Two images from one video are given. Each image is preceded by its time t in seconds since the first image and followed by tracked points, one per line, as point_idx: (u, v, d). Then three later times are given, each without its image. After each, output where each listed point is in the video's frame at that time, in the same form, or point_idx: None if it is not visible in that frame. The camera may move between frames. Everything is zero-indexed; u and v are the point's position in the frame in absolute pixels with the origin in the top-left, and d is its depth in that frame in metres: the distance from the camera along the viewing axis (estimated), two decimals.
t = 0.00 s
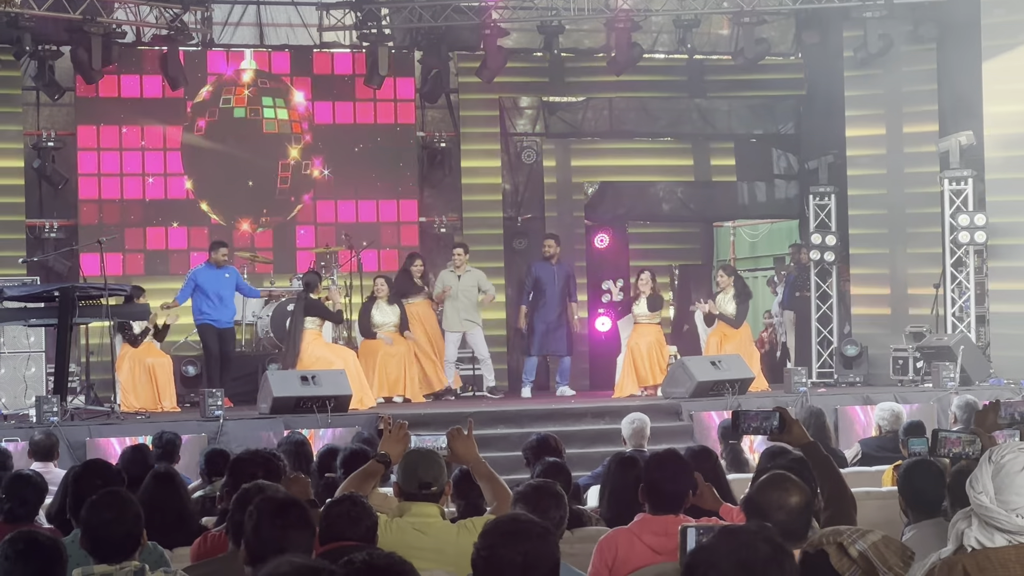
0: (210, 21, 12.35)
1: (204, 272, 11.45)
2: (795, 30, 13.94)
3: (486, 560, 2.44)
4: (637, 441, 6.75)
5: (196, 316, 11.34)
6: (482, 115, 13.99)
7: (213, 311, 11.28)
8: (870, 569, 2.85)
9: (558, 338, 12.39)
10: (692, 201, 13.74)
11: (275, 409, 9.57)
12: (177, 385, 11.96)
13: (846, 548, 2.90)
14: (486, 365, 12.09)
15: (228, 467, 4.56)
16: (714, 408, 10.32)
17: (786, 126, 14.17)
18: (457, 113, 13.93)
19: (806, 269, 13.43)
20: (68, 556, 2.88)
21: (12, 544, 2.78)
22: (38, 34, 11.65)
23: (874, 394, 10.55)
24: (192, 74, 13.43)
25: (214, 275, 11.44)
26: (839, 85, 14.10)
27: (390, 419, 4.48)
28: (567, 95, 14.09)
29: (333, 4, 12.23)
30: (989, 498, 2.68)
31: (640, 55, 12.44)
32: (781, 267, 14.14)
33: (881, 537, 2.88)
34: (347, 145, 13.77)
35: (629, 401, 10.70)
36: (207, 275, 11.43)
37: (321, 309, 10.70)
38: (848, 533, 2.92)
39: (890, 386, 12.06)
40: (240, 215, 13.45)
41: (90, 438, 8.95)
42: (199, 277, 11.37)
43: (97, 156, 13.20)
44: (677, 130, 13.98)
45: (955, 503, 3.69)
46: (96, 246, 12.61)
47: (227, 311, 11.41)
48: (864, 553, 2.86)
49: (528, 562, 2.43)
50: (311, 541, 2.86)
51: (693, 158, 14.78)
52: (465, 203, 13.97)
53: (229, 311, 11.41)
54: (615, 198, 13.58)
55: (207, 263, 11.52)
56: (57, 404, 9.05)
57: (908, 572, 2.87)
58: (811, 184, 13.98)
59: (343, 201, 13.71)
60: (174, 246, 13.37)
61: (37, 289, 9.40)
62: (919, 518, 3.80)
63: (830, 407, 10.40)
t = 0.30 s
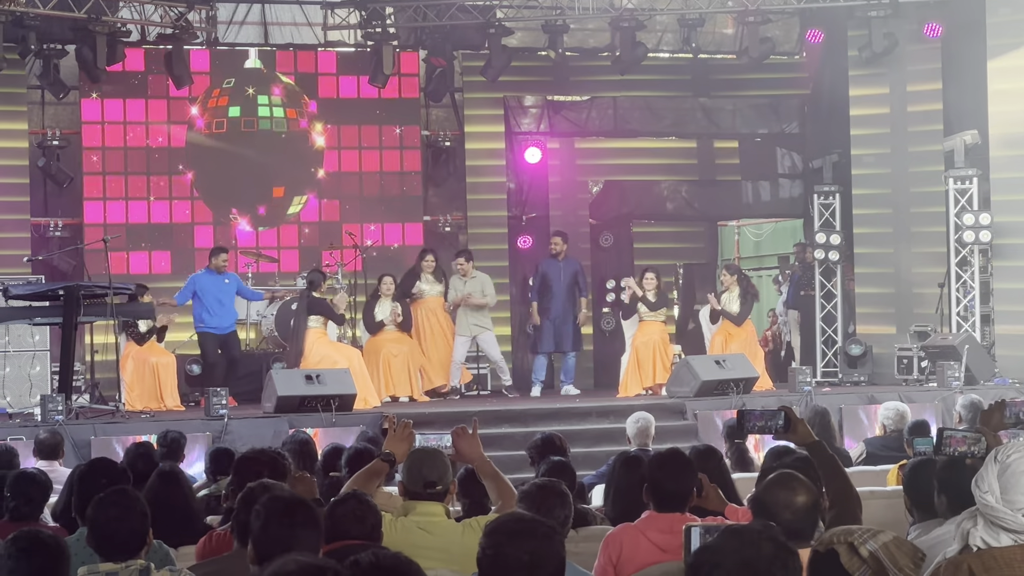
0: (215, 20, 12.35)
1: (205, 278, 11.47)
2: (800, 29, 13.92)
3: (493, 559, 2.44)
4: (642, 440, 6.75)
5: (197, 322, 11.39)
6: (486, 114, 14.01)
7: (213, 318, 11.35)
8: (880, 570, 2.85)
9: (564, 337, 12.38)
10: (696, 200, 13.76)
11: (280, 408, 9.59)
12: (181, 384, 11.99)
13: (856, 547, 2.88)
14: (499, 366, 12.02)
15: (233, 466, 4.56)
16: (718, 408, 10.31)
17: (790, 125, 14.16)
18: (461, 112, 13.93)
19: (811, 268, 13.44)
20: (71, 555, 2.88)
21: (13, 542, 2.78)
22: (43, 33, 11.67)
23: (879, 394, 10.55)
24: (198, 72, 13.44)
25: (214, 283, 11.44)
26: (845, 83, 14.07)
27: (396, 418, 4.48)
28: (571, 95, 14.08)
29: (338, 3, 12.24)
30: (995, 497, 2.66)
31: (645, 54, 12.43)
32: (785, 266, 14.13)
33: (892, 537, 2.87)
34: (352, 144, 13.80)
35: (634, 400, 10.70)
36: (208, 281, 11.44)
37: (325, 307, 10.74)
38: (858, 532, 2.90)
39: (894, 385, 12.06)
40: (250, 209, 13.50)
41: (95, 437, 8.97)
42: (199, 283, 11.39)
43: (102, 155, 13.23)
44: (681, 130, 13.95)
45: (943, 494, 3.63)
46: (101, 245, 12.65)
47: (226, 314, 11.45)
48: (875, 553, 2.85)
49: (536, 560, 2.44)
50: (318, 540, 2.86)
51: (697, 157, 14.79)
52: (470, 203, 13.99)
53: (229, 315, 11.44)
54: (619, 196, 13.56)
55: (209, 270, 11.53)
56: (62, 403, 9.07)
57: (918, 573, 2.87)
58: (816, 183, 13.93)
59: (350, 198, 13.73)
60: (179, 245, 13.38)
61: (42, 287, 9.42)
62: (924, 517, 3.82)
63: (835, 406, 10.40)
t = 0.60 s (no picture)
0: (220, 20, 12.37)
1: (208, 267, 11.48)
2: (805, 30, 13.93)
3: (498, 560, 2.45)
4: (647, 440, 6.75)
5: (197, 311, 11.40)
6: (492, 113, 14.04)
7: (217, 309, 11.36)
8: (888, 570, 2.88)
9: (568, 336, 12.37)
10: (701, 200, 13.76)
11: (285, 407, 9.59)
12: (186, 383, 12.02)
13: (866, 548, 2.91)
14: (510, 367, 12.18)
15: (238, 465, 4.57)
16: (724, 408, 10.31)
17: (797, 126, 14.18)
18: (467, 111, 13.95)
19: (817, 268, 13.43)
20: (73, 554, 2.89)
21: (15, 542, 2.78)
22: (49, 32, 11.70)
23: (884, 394, 10.54)
24: (203, 72, 13.45)
25: (216, 272, 11.47)
26: (850, 82, 14.07)
27: (401, 417, 4.48)
28: (576, 94, 14.08)
29: (343, 3, 12.25)
30: (1000, 497, 2.67)
31: (650, 54, 12.43)
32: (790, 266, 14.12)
33: (900, 539, 2.90)
34: (357, 143, 13.84)
35: (639, 400, 10.70)
36: (212, 270, 11.46)
37: (330, 306, 10.75)
38: (868, 533, 2.93)
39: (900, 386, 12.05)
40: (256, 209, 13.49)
41: (99, 436, 8.98)
42: (202, 273, 11.40)
43: (106, 154, 13.20)
44: (687, 129, 13.95)
45: (947, 491, 3.71)
46: (106, 244, 12.67)
47: (226, 306, 11.44)
48: (883, 554, 2.89)
49: (542, 560, 2.45)
50: (324, 540, 2.87)
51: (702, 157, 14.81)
52: (476, 202, 14.00)
53: (229, 308, 11.44)
54: (624, 196, 13.53)
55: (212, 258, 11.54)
56: (67, 402, 9.08)
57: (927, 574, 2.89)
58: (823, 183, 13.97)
59: (355, 198, 13.76)
60: (184, 244, 13.38)
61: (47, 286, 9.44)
62: (928, 517, 3.83)
63: (840, 406, 10.40)
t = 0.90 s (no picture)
0: (227, 20, 12.39)
1: (215, 271, 11.53)
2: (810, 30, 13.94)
3: (504, 561, 2.46)
4: (652, 440, 6.77)
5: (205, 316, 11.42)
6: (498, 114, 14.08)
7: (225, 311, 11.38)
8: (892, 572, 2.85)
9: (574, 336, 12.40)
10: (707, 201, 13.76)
11: (291, 407, 9.62)
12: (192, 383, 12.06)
13: (870, 549, 2.87)
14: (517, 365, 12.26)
15: (244, 465, 4.59)
16: (730, 408, 10.32)
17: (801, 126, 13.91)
18: (472, 112, 13.97)
19: (822, 269, 13.45)
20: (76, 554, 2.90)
21: (17, 543, 2.79)
22: (55, 33, 11.72)
23: (890, 394, 10.54)
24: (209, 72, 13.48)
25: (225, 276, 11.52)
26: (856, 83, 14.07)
27: (406, 417, 4.50)
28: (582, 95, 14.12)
29: (350, 4, 12.30)
30: (1006, 499, 2.65)
31: (656, 55, 12.45)
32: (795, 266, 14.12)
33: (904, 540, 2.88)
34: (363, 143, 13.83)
35: (644, 400, 10.72)
36: (219, 275, 11.50)
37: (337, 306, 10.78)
38: (871, 534, 2.88)
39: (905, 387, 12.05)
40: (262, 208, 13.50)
41: (105, 437, 9.01)
42: (210, 277, 11.44)
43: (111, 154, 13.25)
44: (693, 130, 13.75)
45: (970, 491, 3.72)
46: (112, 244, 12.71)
47: (236, 310, 11.49)
48: (887, 555, 2.85)
49: (547, 561, 2.45)
50: (329, 539, 2.89)
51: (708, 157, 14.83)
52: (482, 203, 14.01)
53: (238, 311, 11.48)
54: (630, 199, 13.32)
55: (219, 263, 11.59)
56: (73, 402, 9.12)
57: (929, 574, 2.89)
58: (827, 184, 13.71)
59: (360, 198, 13.78)
60: (190, 245, 13.44)
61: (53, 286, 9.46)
62: (934, 519, 3.82)
63: (845, 407, 10.41)
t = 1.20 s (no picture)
0: (234, 23, 12.39)
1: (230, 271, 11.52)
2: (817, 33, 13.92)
3: (510, 563, 2.46)
4: (659, 443, 6.77)
5: (219, 316, 11.46)
6: (505, 116, 14.08)
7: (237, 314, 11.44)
8: None
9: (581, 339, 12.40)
10: (714, 204, 13.75)
11: (297, 410, 9.63)
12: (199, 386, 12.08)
13: (873, 552, 2.87)
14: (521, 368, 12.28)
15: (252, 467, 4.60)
16: (736, 412, 10.31)
17: (809, 129, 14.15)
18: (480, 115, 14.00)
19: (829, 272, 13.43)
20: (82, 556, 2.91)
21: (22, 546, 2.80)
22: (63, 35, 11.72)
23: (897, 398, 10.51)
24: (216, 74, 13.51)
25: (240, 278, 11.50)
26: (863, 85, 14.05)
27: (413, 421, 4.50)
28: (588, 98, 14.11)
29: (358, 7, 12.31)
30: (1013, 503, 2.68)
31: (663, 58, 12.43)
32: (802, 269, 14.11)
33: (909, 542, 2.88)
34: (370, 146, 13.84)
35: (651, 403, 10.72)
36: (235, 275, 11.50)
37: (344, 309, 10.78)
38: (874, 537, 2.89)
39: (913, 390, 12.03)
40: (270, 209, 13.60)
41: (112, 439, 9.03)
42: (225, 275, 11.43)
43: (118, 157, 13.28)
44: (700, 134, 13.99)
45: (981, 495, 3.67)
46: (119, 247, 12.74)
47: (248, 314, 11.53)
48: (891, 558, 2.85)
49: (555, 563, 2.46)
50: (335, 542, 2.89)
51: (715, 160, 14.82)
52: (489, 205, 14.02)
53: (251, 315, 11.54)
54: (637, 200, 13.50)
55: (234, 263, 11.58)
56: (80, 404, 9.13)
57: None
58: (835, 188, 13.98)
59: (367, 200, 13.79)
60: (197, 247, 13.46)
61: (60, 289, 9.47)
62: (941, 523, 3.79)
63: (852, 410, 10.40)
